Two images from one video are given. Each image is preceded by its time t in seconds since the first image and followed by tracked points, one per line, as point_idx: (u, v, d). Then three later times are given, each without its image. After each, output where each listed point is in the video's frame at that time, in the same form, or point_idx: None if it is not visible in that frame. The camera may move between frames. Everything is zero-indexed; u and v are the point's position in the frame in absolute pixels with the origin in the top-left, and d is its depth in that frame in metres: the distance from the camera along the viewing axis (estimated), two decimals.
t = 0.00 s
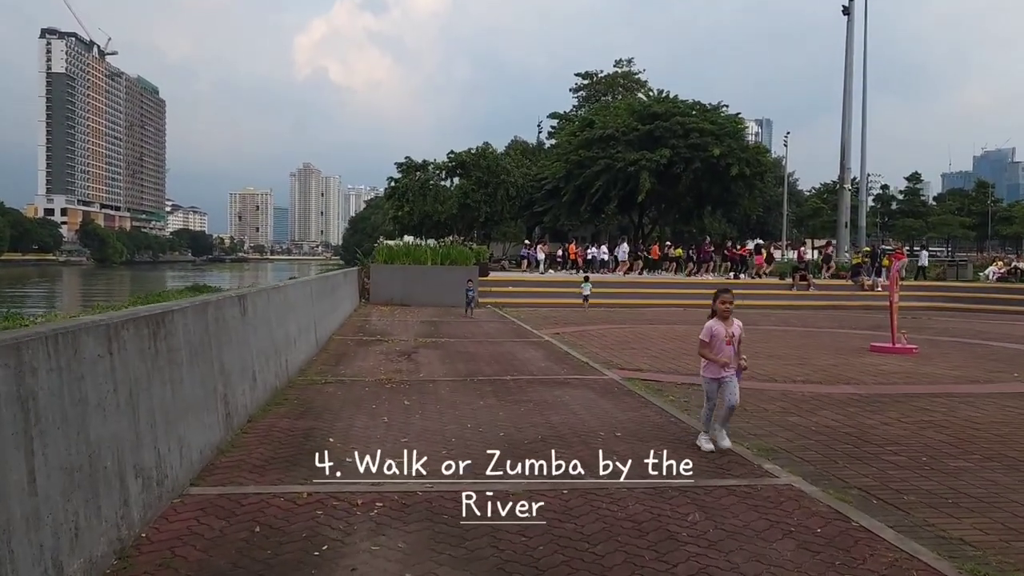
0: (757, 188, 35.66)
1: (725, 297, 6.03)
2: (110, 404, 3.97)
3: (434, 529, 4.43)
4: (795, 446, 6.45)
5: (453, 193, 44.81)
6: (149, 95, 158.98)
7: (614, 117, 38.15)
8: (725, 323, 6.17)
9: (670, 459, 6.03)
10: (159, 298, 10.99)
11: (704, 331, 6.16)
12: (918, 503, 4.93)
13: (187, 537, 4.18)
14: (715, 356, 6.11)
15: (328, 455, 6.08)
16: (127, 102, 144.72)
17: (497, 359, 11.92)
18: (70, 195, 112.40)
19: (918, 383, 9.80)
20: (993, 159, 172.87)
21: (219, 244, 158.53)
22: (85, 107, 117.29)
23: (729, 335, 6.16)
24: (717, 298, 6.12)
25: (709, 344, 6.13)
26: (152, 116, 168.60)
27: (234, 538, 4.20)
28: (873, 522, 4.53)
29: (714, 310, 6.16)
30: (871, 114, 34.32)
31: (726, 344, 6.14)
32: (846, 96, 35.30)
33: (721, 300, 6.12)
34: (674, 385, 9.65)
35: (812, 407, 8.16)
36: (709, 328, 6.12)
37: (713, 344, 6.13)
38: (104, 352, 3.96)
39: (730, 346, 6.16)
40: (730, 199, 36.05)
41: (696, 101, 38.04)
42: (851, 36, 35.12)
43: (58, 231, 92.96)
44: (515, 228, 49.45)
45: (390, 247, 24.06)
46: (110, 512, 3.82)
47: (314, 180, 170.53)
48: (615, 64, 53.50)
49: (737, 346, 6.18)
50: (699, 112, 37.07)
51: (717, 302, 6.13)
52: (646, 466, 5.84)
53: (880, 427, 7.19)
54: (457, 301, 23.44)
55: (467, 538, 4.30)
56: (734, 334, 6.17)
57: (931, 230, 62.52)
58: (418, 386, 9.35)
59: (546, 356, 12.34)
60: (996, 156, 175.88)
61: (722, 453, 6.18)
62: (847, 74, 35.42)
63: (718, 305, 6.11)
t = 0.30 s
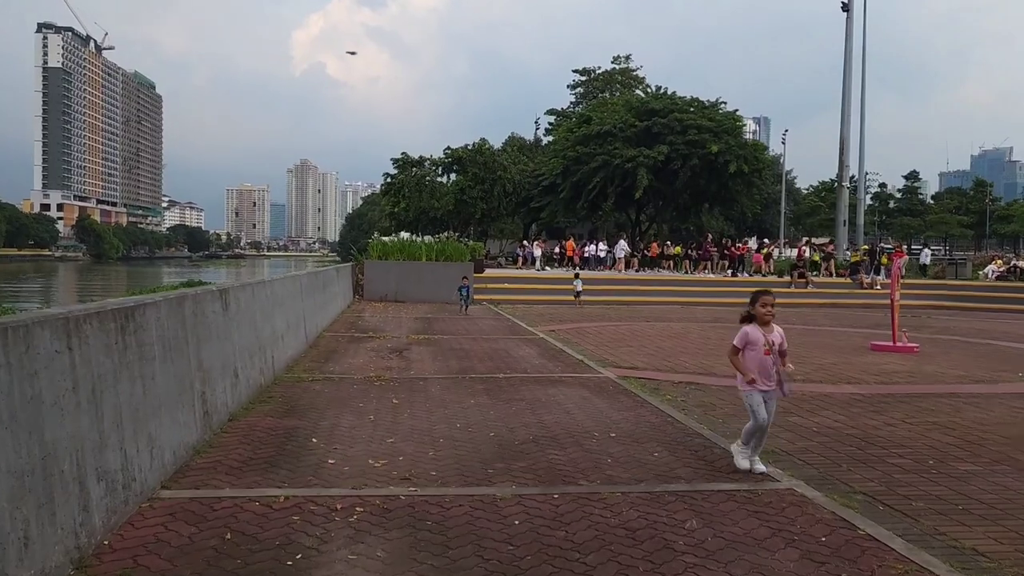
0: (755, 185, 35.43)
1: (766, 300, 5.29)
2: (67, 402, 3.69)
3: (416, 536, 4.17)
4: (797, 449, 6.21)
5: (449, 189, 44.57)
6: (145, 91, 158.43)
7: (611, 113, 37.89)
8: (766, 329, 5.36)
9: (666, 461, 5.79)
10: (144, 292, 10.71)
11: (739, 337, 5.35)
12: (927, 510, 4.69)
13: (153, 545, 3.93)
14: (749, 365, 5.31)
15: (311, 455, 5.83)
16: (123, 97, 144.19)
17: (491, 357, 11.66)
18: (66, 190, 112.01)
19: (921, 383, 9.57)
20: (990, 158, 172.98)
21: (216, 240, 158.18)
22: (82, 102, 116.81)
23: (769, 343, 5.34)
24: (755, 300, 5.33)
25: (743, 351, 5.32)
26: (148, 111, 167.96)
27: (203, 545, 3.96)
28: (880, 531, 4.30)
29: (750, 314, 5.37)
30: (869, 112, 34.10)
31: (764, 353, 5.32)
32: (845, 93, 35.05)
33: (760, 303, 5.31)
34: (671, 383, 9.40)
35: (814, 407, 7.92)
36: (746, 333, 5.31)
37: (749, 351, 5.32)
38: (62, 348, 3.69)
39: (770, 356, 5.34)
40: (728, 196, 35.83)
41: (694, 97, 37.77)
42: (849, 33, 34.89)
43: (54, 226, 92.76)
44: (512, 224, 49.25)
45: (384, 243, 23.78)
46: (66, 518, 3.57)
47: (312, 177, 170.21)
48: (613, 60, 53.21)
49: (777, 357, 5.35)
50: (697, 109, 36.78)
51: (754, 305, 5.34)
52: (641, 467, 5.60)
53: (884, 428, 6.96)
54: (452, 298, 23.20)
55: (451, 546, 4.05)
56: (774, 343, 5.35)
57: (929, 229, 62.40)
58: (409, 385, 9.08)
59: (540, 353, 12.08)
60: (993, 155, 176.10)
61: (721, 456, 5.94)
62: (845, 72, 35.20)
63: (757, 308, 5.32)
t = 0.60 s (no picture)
0: (751, 186, 35.26)
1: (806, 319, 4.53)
2: (23, 420, 3.47)
3: (397, 561, 3.95)
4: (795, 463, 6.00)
5: (445, 188, 44.31)
6: (141, 86, 157.79)
7: (608, 113, 37.68)
8: (807, 352, 4.55)
9: (661, 476, 5.58)
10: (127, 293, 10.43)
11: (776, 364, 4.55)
12: (932, 532, 4.48)
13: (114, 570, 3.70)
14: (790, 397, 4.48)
15: (290, 468, 5.59)
16: (119, 93, 143.64)
17: (483, 361, 11.42)
18: (60, 186, 111.48)
19: (921, 391, 9.38)
20: (985, 160, 173.30)
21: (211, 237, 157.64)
22: (77, 97, 116.22)
23: (813, 369, 4.51)
24: (791, 319, 4.55)
25: (783, 382, 4.50)
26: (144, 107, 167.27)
27: (170, 571, 3.73)
28: (885, 555, 4.08)
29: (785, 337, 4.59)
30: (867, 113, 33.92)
31: (809, 381, 4.47)
32: (842, 94, 34.90)
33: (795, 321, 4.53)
34: (665, 390, 9.18)
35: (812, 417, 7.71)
36: (783, 359, 4.51)
37: (790, 381, 4.49)
38: (17, 362, 3.46)
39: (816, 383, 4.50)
40: (724, 197, 35.65)
41: (691, 97, 37.55)
42: (847, 34, 34.74)
43: (47, 222, 92.40)
44: (508, 223, 49.10)
45: (378, 242, 23.51)
46: (18, 543, 3.35)
47: (307, 174, 169.72)
48: (611, 60, 52.99)
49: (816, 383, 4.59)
50: (694, 109, 36.59)
51: (788, 324, 4.56)
52: (636, 483, 5.38)
53: (885, 440, 6.75)
54: (446, 298, 22.95)
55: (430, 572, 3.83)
56: (818, 367, 4.51)
57: (924, 230, 62.35)
58: (398, 391, 8.85)
59: (533, 357, 11.86)
60: (988, 157, 176.48)
61: (717, 470, 5.72)
62: (843, 73, 35.02)
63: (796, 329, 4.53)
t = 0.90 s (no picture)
0: (746, 188, 35.16)
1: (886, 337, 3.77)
2: None
3: None
4: (801, 471, 5.79)
5: (439, 189, 44.12)
6: (134, 87, 157.17)
7: (603, 114, 37.53)
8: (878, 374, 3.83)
9: (661, 484, 5.37)
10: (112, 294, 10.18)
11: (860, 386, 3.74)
12: (946, 545, 4.29)
13: None
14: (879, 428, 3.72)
15: (275, 476, 5.37)
16: (112, 93, 143.09)
17: (477, 364, 11.20)
18: (53, 186, 110.95)
19: (922, 395, 9.19)
20: (977, 162, 174.01)
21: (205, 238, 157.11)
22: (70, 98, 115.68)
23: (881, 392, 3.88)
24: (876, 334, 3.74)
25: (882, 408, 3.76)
26: (137, 107, 166.58)
27: None
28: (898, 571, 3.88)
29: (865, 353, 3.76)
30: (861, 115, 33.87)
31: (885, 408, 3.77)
32: (837, 96, 34.82)
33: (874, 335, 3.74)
34: (663, 394, 8.98)
35: (815, 423, 7.52)
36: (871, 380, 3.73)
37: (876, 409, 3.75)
38: None
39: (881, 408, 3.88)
40: (719, 199, 35.54)
41: (686, 99, 37.44)
42: (842, 36, 34.67)
43: (39, 222, 91.92)
44: (502, 224, 48.93)
45: (371, 243, 23.29)
46: None
47: (302, 175, 169.32)
48: (605, 61, 52.88)
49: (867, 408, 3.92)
50: (689, 111, 36.45)
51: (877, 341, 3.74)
52: (636, 492, 5.17)
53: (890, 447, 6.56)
54: (440, 300, 22.74)
55: None
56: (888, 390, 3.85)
57: (918, 232, 62.43)
58: (390, 395, 8.62)
59: (528, 360, 11.66)
60: (981, 159, 176.95)
61: (719, 479, 5.52)
62: (838, 75, 34.96)
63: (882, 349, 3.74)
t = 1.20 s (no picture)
0: (744, 188, 34.96)
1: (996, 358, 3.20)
2: None
3: None
4: (818, 482, 5.54)
5: (436, 190, 43.87)
6: (130, 89, 156.70)
7: (600, 115, 37.30)
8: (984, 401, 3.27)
9: (673, 497, 5.12)
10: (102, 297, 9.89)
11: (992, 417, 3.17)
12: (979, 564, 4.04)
13: None
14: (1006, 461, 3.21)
15: (267, 491, 5.10)
16: (107, 96, 142.65)
17: (476, 368, 10.94)
18: (48, 189, 110.51)
19: (934, 400, 8.95)
20: (972, 163, 174.43)
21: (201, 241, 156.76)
22: (65, 101, 115.27)
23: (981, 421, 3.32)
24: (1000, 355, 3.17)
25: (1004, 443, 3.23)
26: (133, 109, 166.08)
27: None
28: None
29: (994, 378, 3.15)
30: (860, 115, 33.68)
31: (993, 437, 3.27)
32: (835, 96, 34.65)
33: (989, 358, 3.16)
34: (668, 400, 8.73)
35: (828, 429, 7.27)
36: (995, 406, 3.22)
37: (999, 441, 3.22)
38: None
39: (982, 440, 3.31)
40: (717, 199, 35.33)
41: (684, 99, 37.25)
42: (840, 36, 34.53)
43: (34, 226, 91.61)
44: (499, 226, 48.71)
45: (368, 245, 23.03)
46: None
47: (298, 177, 169.03)
48: (602, 62, 52.71)
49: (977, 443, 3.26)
50: (686, 111, 36.23)
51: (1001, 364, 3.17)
52: (647, 506, 4.92)
53: (908, 455, 6.32)
54: (437, 302, 22.48)
55: None
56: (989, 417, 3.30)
57: (915, 233, 62.34)
58: (387, 401, 8.36)
59: (529, 364, 11.40)
60: (976, 159, 177.52)
61: (734, 491, 5.27)
62: (836, 75, 34.78)
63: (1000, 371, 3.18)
